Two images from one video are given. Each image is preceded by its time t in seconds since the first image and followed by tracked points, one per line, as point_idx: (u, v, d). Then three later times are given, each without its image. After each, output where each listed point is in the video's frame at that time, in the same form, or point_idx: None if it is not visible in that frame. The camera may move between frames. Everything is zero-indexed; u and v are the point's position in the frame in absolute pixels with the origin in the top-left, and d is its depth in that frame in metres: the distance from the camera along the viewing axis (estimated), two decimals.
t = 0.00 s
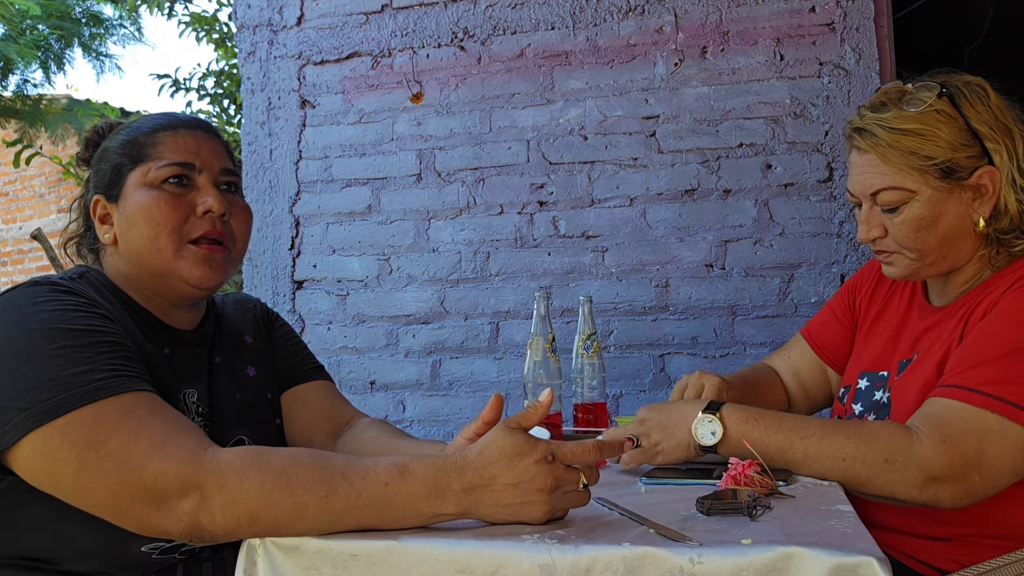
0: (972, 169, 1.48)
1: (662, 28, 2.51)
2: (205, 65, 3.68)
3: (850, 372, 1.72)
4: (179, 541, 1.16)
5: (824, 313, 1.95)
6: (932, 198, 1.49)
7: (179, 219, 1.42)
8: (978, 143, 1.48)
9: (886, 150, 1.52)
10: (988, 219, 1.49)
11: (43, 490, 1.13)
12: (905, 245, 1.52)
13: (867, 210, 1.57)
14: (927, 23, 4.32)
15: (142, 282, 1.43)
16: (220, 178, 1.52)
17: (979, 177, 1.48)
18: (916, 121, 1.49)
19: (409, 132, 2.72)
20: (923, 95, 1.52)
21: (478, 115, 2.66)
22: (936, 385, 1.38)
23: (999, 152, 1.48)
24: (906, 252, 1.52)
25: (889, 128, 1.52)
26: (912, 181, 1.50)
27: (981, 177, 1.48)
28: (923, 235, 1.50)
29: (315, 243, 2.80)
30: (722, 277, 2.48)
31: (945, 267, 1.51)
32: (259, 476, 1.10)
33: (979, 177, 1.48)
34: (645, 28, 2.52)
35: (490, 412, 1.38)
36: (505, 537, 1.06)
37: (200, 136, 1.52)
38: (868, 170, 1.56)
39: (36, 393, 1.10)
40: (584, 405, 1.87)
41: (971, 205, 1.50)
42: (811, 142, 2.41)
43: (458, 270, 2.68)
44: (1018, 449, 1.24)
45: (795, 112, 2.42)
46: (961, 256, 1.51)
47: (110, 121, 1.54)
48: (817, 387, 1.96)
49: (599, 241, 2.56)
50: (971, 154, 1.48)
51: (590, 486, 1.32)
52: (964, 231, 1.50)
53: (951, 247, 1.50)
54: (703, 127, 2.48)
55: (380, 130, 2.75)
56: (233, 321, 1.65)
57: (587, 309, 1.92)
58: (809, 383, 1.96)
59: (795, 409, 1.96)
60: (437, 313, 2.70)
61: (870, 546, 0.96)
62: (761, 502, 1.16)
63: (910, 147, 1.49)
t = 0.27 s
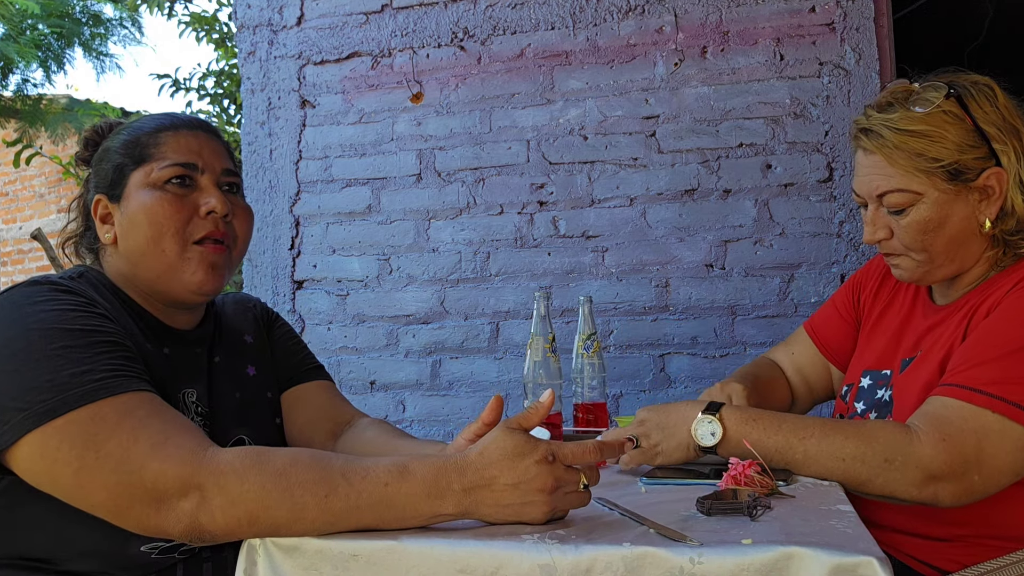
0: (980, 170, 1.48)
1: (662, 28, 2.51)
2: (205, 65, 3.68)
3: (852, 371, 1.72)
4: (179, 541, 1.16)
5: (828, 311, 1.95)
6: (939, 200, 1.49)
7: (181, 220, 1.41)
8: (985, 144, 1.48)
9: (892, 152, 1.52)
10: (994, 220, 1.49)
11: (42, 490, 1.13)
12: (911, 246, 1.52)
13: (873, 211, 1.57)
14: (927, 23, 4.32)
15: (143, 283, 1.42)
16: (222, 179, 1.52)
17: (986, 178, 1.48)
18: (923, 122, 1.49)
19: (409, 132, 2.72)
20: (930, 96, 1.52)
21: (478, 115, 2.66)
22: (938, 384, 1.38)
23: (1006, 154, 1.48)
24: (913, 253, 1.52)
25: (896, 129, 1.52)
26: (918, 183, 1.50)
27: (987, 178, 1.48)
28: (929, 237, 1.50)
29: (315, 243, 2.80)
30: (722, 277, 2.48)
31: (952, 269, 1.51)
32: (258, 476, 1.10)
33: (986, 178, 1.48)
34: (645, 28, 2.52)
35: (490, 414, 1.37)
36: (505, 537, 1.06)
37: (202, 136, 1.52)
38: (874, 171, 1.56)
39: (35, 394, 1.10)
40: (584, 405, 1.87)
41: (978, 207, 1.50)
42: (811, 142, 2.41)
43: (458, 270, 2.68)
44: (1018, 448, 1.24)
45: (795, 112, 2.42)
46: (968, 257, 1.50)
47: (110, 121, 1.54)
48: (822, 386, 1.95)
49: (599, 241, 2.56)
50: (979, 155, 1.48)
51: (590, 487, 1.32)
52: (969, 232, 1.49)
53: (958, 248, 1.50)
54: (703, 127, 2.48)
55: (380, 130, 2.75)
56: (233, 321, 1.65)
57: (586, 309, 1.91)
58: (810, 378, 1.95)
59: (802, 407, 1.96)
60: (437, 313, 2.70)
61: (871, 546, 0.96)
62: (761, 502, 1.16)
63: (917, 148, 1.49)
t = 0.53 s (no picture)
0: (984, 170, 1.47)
1: (662, 28, 2.51)
2: (205, 65, 3.68)
3: (853, 371, 1.72)
4: (180, 541, 1.16)
5: (831, 312, 1.95)
6: (942, 201, 1.49)
7: (186, 221, 1.41)
8: (989, 144, 1.47)
9: (896, 152, 1.52)
10: (998, 220, 1.48)
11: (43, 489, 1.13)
12: (914, 246, 1.52)
13: (876, 211, 1.58)
14: (927, 23, 4.32)
15: (147, 284, 1.42)
16: (226, 181, 1.52)
17: (990, 178, 1.47)
18: (927, 122, 1.49)
19: (409, 132, 2.72)
20: (935, 95, 1.52)
21: (478, 115, 2.66)
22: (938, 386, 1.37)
23: (1010, 154, 1.47)
24: (918, 252, 1.52)
25: (900, 129, 1.52)
26: (922, 183, 1.50)
27: (992, 179, 1.47)
28: (933, 237, 1.50)
29: (315, 243, 2.80)
30: (722, 277, 2.48)
31: (957, 270, 1.51)
32: (259, 476, 1.10)
33: (990, 179, 1.47)
34: (645, 28, 2.52)
35: (490, 415, 1.37)
36: (505, 537, 1.06)
37: (206, 137, 1.52)
38: (877, 172, 1.56)
39: (36, 392, 1.10)
40: (584, 405, 1.87)
41: (981, 207, 1.49)
42: (811, 142, 2.41)
43: (458, 270, 2.68)
44: (1019, 451, 1.24)
45: (795, 112, 2.42)
46: (971, 258, 1.50)
47: (114, 120, 1.54)
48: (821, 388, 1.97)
49: (599, 241, 2.56)
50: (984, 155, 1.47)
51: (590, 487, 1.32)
52: (972, 232, 1.49)
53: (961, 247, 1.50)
54: (703, 127, 2.48)
55: (380, 130, 2.75)
56: (235, 320, 1.65)
57: (587, 308, 1.91)
58: (815, 378, 1.96)
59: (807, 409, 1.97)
60: (437, 313, 2.70)
61: (871, 546, 0.96)
62: (761, 502, 1.16)
63: (920, 148, 1.49)
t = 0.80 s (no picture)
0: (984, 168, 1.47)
1: (662, 28, 2.51)
2: (205, 65, 3.68)
3: (853, 370, 1.72)
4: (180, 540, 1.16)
5: (830, 311, 1.95)
6: (943, 199, 1.49)
7: (187, 221, 1.42)
8: (990, 142, 1.47)
9: (897, 150, 1.52)
10: (999, 218, 1.48)
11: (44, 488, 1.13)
12: (916, 245, 1.52)
13: (877, 210, 1.58)
14: (927, 23, 4.32)
15: (149, 283, 1.42)
16: (228, 181, 1.52)
17: (991, 177, 1.47)
18: (928, 121, 1.49)
19: (409, 132, 2.72)
20: (934, 95, 1.52)
21: (478, 115, 2.66)
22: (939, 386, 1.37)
23: (1011, 152, 1.47)
24: (919, 250, 1.52)
25: (901, 128, 1.52)
26: (923, 182, 1.50)
27: (992, 177, 1.47)
28: (934, 235, 1.50)
29: (315, 243, 2.80)
30: (722, 277, 2.48)
31: (958, 268, 1.51)
32: (260, 477, 1.10)
33: (991, 176, 1.47)
34: (645, 28, 2.52)
35: (490, 416, 1.37)
36: (506, 537, 1.06)
37: (208, 138, 1.52)
38: (878, 171, 1.56)
39: (37, 391, 1.10)
40: (584, 405, 1.86)
41: (982, 205, 1.49)
42: (811, 142, 2.41)
43: (458, 270, 2.68)
44: (1019, 450, 1.24)
45: (794, 112, 2.42)
46: (972, 256, 1.50)
47: (116, 120, 1.54)
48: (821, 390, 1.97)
49: (599, 241, 2.56)
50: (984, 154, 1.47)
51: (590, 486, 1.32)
52: (973, 230, 1.49)
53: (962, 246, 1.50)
54: (703, 127, 2.48)
55: (380, 130, 2.75)
56: (237, 319, 1.65)
57: (587, 308, 1.91)
58: (811, 379, 1.97)
59: (803, 409, 1.97)
60: (437, 313, 2.70)
61: (871, 546, 0.96)
62: (762, 502, 1.16)
63: (921, 147, 1.49)
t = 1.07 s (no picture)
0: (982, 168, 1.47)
1: (662, 28, 2.51)
2: (205, 65, 3.68)
3: (853, 370, 1.72)
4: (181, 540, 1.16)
5: (828, 311, 1.95)
6: (941, 200, 1.49)
7: (187, 221, 1.42)
8: (986, 144, 1.48)
9: (894, 152, 1.52)
10: (997, 219, 1.48)
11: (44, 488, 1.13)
12: (914, 246, 1.52)
13: (876, 211, 1.58)
14: (927, 23, 4.32)
15: (150, 283, 1.43)
16: (228, 182, 1.52)
17: (989, 178, 1.47)
18: (925, 122, 1.49)
19: (409, 132, 2.72)
20: (932, 95, 1.52)
21: (478, 115, 2.66)
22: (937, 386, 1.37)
23: (1008, 153, 1.47)
24: (917, 252, 1.52)
25: (898, 129, 1.52)
26: (921, 183, 1.50)
27: (991, 177, 1.47)
28: (932, 236, 1.50)
29: (315, 243, 2.80)
30: (722, 277, 2.48)
31: (956, 267, 1.51)
32: (260, 477, 1.10)
33: (989, 178, 1.47)
34: (645, 28, 2.52)
35: (490, 416, 1.37)
36: (505, 537, 1.06)
37: (209, 139, 1.52)
38: (876, 172, 1.56)
39: (37, 391, 1.10)
40: (584, 405, 1.86)
41: (980, 206, 1.49)
42: (811, 142, 2.41)
43: (458, 270, 2.68)
44: (1018, 450, 1.24)
45: (794, 112, 2.42)
46: (970, 256, 1.50)
47: (116, 120, 1.54)
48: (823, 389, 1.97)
49: (599, 241, 2.56)
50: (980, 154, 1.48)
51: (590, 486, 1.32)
52: (971, 231, 1.49)
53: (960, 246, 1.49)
54: (703, 127, 2.48)
55: (380, 130, 2.75)
56: (236, 319, 1.65)
57: (587, 308, 1.91)
58: (811, 378, 1.97)
59: (804, 408, 1.98)
60: (437, 313, 2.70)
61: (871, 546, 0.96)
62: (761, 502, 1.16)
63: (919, 149, 1.49)
